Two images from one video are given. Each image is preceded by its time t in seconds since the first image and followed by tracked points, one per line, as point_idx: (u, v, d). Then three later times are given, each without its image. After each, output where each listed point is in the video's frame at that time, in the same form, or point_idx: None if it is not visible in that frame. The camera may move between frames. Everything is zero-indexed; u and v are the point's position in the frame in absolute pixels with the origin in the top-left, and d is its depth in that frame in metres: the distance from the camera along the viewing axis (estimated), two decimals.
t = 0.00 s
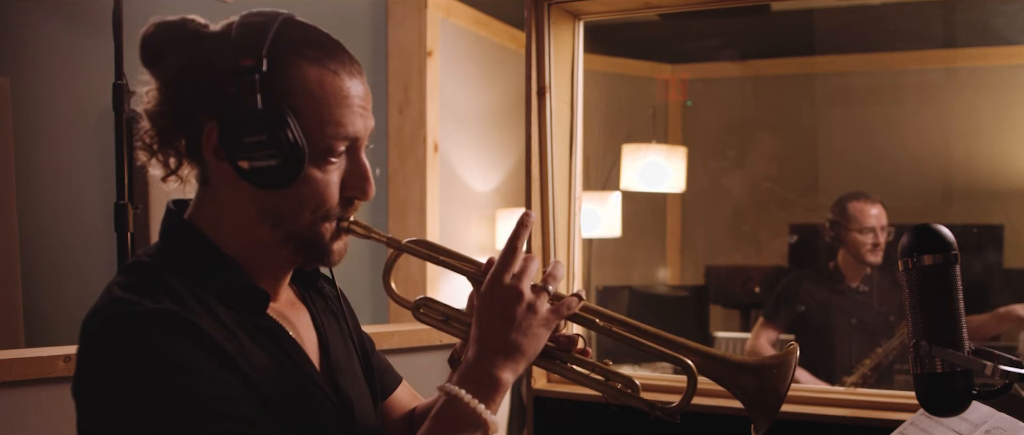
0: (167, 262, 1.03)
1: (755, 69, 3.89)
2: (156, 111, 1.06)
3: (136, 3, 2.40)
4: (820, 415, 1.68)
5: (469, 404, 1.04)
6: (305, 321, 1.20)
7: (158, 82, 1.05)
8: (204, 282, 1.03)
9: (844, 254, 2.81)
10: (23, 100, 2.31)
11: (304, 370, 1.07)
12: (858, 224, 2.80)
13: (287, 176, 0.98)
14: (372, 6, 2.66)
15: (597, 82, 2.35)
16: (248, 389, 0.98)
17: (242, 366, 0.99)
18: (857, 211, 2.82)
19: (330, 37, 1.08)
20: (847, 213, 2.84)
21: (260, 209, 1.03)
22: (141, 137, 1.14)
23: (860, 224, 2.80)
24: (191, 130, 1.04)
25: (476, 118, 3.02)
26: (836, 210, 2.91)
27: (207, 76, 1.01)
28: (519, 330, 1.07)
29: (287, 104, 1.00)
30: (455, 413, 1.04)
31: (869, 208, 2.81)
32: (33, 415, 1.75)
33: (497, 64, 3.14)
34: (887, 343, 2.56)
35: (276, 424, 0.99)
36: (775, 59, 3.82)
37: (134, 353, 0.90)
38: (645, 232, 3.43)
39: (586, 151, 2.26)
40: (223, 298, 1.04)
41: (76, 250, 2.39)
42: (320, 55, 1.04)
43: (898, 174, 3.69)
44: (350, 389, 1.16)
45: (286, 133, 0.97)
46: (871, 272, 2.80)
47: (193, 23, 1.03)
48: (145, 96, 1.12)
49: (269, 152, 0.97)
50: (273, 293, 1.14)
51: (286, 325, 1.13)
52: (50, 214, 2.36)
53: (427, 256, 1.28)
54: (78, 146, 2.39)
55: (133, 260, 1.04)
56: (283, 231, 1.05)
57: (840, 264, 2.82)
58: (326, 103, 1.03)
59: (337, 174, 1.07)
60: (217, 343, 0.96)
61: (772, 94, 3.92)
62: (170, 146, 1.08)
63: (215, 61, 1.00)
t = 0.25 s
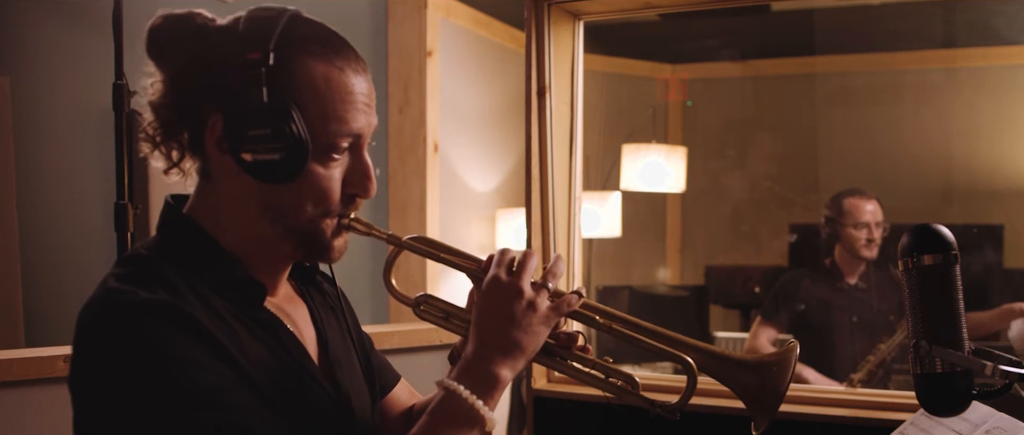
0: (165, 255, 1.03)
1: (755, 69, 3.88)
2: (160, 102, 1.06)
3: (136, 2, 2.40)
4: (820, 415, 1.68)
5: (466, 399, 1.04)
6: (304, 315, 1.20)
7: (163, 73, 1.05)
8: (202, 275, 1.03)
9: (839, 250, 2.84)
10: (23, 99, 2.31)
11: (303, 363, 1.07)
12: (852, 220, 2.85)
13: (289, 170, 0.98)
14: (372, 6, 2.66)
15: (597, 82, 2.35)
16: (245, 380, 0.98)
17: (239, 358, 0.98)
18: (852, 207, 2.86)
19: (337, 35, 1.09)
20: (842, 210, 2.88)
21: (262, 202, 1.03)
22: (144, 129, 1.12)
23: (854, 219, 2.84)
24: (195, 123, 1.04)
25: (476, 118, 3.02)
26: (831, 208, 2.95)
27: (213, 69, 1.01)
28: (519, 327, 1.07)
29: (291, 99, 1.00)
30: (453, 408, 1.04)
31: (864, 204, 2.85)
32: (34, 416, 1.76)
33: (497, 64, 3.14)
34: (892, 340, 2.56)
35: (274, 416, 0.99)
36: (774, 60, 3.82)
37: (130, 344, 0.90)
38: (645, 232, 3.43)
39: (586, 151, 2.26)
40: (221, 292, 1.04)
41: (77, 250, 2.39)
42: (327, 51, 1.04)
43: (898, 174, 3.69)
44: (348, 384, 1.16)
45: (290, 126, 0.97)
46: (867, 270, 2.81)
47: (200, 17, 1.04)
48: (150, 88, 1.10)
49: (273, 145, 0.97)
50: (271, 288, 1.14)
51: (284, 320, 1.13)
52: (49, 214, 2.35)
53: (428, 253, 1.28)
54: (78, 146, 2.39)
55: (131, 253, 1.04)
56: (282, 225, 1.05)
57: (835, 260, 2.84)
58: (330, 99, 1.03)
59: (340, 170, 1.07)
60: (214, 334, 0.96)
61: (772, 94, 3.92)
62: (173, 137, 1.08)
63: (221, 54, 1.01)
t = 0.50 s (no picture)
0: (164, 253, 1.03)
1: (755, 69, 3.88)
2: (162, 99, 1.06)
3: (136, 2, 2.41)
4: (820, 415, 1.68)
5: (466, 398, 1.04)
6: (302, 315, 1.20)
7: (166, 71, 1.05)
8: (201, 274, 1.03)
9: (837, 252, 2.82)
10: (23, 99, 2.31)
11: (302, 363, 1.07)
12: (852, 222, 2.81)
13: (292, 169, 0.98)
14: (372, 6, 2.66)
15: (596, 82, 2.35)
16: (243, 379, 0.98)
17: (237, 357, 0.99)
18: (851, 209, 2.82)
19: (343, 36, 1.09)
20: (842, 210, 2.84)
21: (263, 201, 1.03)
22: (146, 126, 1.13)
23: (854, 221, 2.81)
24: (197, 121, 1.04)
25: (476, 118, 3.02)
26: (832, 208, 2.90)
27: (217, 67, 1.01)
28: (519, 327, 1.07)
29: (296, 99, 1.00)
30: (453, 407, 1.04)
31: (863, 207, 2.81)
32: (34, 415, 1.76)
33: (497, 64, 3.14)
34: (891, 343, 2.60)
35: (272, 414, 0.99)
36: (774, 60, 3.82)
37: (128, 343, 0.89)
38: (645, 232, 3.43)
39: (586, 151, 2.26)
40: (219, 291, 1.04)
41: (77, 250, 2.39)
42: (332, 52, 1.04)
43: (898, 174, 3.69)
44: (346, 384, 1.16)
45: (293, 126, 0.97)
46: (865, 271, 2.81)
47: (205, 15, 1.04)
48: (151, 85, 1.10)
49: (276, 144, 0.97)
50: (270, 288, 1.14)
51: (282, 320, 1.13)
52: (49, 214, 2.35)
53: (430, 253, 1.27)
54: (78, 146, 2.39)
55: (129, 251, 1.04)
56: (283, 225, 1.05)
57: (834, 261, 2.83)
58: (334, 100, 1.03)
59: (342, 170, 1.07)
60: (211, 333, 0.96)
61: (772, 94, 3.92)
62: (175, 134, 1.08)
63: (226, 53, 1.01)
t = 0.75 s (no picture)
0: (164, 254, 1.03)
1: (755, 69, 3.88)
2: (162, 101, 1.06)
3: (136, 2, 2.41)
4: (820, 414, 1.68)
5: (467, 399, 1.04)
6: (302, 317, 1.20)
7: (167, 72, 1.05)
8: (201, 276, 1.03)
9: (839, 252, 2.80)
10: (24, 100, 2.31)
11: (302, 365, 1.07)
12: (859, 223, 2.78)
13: (292, 171, 0.98)
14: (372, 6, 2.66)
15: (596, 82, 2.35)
16: (243, 380, 0.98)
17: (237, 357, 0.99)
18: (857, 210, 2.79)
19: (343, 38, 1.09)
20: (847, 212, 2.80)
21: (263, 203, 1.03)
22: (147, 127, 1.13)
23: (861, 223, 2.78)
24: (198, 122, 1.04)
25: (476, 118, 3.02)
26: (835, 209, 2.86)
27: (217, 69, 1.01)
28: (520, 328, 1.07)
29: (296, 101, 1.01)
30: (453, 408, 1.04)
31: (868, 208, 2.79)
32: (34, 415, 1.76)
33: (497, 64, 3.14)
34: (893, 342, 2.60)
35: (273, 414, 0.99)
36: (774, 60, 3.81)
37: (129, 343, 0.89)
38: (644, 232, 3.43)
39: (586, 150, 2.26)
40: (220, 292, 1.04)
41: (77, 250, 2.39)
42: (332, 54, 1.04)
43: (898, 174, 3.69)
44: (345, 386, 1.16)
45: (294, 128, 0.97)
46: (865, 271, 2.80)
47: (206, 16, 1.04)
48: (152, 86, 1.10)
49: (277, 146, 0.97)
50: (270, 289, 1.14)
51: (282, 322, 1.13)
52: (49, 214, 2.35)
53: (430, 254, 1.28)
54: (77, 146, 2.39)
55: (129, 251, 1.04)
56: (283, 226, 1.05)
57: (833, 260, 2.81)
58: (335, 102, 1.03)
59: (342, 172, 1.07)
60: (212, 334, 0.97)
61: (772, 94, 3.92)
62: (175, 135, 1.08)
63: (226, 54, 1.01)
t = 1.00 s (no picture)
0: (164, 255, 1.03)
1: (755, 69, 3.88)
2: (161, 101, 1.06)
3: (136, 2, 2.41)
4: (820, 414, 1.68)
5: (468, 399, 1.04)
6: (301, 317, 1.20)
7: (165, 71, 1.05)
8: (201, 276, 1.03)
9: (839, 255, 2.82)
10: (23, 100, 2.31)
11: (302, 365, 1.07)
12: (861, 226, 2.79)
13: (293, 171, 0.98)
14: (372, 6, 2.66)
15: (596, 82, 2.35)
16: (243, 380, 0.98)
17: (237, 358, 0.99)
18: (858, 212, 2.80)
19: (342, 36, 1.09)
20: (847, 215, 2.82)
21: (263, 203, 1.03)
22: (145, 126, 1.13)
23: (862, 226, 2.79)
24: (197, 122, 1.04)
25: (476, 118, 3.02)
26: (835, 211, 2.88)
27: (217, 68, 1.01)
28: (520, 327, 1.07)
29: (296, 101, 1.01)
30: (454, 408, 1.04)
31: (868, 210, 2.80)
32: (34, 415, 1.76)
33: (497, 64, 3.14)
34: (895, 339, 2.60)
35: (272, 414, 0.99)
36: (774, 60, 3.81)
37: (129, 343, 0.89)
38: (644, 232, 3.43)
39: (586, 150, 2.26)
40: (219, 292, 1.04)
41: (77, 250, 2.39)
42: (332, 53, 1.04)
43: (898, 174, 3.69)
44: (345, 386, 1.16)
45: (294, 128, 0.97)
46: (863, 272, 2.81)
47: (203, 14, 1.03)
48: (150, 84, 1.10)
49: (277, 146, 0.97)
50: (270, 289, 1.14)
51: (282, 322, 1.13)
52: (49, 214, 2.35)
53: (431, 253, 1.28)
54: (77, 146, 2.39)
55: (129, 252, 1.04)
56: (283, 226, 1.05)
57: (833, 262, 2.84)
58: (334, 101, 1.03)
59: (342, 171, 1.07)
60: (211, 334, 0.97)
61: (772, 94, 3.92)
62: (174, 135, 1.08)
63: (226, 54, 1.01)
